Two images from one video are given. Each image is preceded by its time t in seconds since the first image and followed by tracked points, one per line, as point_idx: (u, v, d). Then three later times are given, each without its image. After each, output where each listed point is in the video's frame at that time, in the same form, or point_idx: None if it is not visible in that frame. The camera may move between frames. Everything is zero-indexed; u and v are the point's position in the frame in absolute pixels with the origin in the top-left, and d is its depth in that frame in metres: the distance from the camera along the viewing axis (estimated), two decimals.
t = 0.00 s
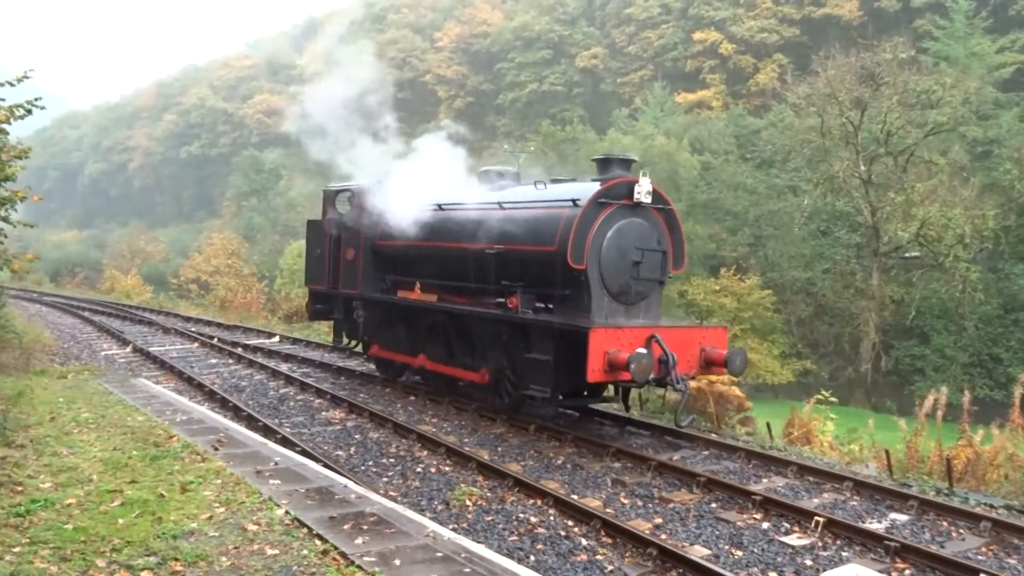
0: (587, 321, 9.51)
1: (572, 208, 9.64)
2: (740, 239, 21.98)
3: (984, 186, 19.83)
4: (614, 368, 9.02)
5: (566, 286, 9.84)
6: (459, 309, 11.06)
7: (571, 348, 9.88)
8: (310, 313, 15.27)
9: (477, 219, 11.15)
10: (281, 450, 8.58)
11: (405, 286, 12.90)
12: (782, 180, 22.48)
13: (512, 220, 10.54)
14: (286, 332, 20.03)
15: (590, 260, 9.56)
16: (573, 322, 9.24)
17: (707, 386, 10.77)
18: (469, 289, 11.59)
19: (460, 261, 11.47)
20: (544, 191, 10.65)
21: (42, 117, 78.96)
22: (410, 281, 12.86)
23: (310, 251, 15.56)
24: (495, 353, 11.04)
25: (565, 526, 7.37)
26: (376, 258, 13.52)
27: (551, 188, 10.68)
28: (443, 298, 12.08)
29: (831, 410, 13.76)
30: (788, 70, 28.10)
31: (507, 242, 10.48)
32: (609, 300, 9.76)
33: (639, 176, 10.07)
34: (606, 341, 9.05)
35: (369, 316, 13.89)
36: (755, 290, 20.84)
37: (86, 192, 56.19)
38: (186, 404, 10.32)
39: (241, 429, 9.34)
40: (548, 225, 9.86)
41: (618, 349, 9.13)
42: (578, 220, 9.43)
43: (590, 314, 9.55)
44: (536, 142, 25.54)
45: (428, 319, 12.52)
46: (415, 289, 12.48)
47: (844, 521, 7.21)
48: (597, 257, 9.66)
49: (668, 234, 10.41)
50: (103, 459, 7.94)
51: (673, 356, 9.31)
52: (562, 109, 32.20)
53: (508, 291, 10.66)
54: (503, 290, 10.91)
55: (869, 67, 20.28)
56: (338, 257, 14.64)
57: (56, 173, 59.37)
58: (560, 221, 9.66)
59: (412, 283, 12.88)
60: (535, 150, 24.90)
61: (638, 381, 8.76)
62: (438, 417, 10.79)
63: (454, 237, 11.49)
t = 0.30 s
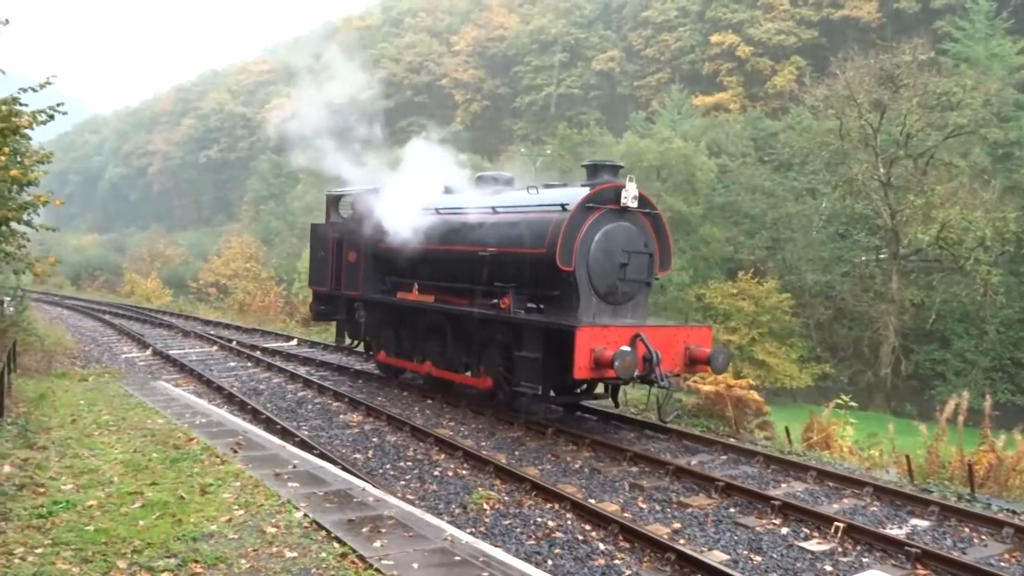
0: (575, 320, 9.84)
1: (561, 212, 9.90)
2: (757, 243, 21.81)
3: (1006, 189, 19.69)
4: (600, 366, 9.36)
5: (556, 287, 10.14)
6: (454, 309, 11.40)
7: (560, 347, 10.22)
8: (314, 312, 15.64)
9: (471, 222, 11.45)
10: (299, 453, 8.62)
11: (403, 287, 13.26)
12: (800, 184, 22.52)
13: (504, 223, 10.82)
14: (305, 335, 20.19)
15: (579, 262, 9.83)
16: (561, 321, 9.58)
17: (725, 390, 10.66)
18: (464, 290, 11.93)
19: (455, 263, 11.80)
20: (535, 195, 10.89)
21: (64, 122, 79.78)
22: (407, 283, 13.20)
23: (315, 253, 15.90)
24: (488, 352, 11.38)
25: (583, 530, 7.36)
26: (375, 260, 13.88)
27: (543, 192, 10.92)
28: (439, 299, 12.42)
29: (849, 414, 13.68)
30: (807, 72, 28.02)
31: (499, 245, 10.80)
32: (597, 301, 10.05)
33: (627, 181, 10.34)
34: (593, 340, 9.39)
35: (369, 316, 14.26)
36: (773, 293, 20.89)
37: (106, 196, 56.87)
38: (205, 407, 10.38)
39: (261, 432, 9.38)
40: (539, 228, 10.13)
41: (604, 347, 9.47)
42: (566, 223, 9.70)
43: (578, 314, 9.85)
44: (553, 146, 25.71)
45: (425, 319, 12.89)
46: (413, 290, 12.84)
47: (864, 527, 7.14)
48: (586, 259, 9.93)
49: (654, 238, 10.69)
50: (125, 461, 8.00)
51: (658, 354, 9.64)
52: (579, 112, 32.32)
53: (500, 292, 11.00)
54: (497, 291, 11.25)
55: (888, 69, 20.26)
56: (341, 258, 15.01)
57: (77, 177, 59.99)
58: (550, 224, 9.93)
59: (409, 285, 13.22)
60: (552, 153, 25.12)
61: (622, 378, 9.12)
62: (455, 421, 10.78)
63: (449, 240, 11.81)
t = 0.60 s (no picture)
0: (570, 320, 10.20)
1: (556, 216, 10.25)
2: (780, 246, 22.12)
3: None
4: (592, 364, 9.70)
5: (552, 288, 10.50)
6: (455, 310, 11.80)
7: (555, 346, 10.58)
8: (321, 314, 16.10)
9: (472, 226, 11.86)
10: (323, 456, 8.65)
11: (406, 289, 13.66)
12: (823, 187, 22.38)
13: (503, 227, 11.21)
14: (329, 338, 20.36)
15: (574, 264, 10.17)
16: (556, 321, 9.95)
17: (749, 395, 10.57)
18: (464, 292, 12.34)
19: (457, 265, 12.22)
20: (532, 200, 11.26)
21: (91, 126, 80.45)
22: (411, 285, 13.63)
23: (324, 257, 16.36)
24: (487, 351, 11.78)
25: (606, 535, 7.33)
26: (380, 262, 14.31)
27: (540, 197, 11.29)
28: (442, 300, 12.82)
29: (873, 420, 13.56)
30: (830, 74, 27.90)
31: (498, 247, 11.20)
32: (591, 302, 10.38)
33: (620, 187, 10.68)
34: (586, 339, 9.72)
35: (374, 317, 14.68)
36: (796, 297, 20.87)
37: (132, 201, 57.67)
38: (229, 410, 10.46)
39: (284, 435, 9.43)
40: (535, 231, 10.49)
41: (597, 346, 9.80)
42: (561, 227, 10.05)
43: (573, 314, 10.21)
44: (575, 149, 25.86)
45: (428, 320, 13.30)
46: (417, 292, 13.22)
47: (891, 534, 7.06)
48: (580, 262, 10.28)
49: (647, 241, 11.03)
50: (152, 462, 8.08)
51: (648, 353, 9.98)
52: (600, 116, 32.55)
53: (500, 293, 11.38)
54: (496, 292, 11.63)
55: (912, 71, 20.15)
56: (349, 260, 15.48)
57: (103, 182, 60.63)
58: (546, 228, 10.28)
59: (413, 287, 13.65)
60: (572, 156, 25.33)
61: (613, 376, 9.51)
62: (477, 424, 10.78)
63: (453, 243, 12.19)
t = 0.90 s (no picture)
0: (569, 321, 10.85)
1: (557, 222, 10.95)
2: (807, 249, 22.19)
3: None
4: (591, 362, 10.37)
5: (553, 291, 11.15)
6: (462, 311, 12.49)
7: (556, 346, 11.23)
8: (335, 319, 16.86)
9: (479, 232, 12.57)
10: (351, 459, 8.69)
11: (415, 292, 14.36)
12: (851, 190, 22.39)
13: (508, 233, 11.92)
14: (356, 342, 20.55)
15: (574, 267, 10.86)
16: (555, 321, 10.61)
17: (776, 399, 10.48)
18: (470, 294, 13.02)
19: (464, 270, 12.93)
20: (536, 206, 11.97)
21: (121, 133, 81.67)
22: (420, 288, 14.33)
23: (338, 261, 17.08)
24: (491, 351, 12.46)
25: (633, 540, 7.29)
26: (391, 268, 15.07)
27: (543, 203, 12.00)
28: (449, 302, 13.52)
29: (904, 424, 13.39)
30: (857, 75, 27.74)
31: (503, 251, 11.91)
32: (591, 303, 11.04)
33: (619, 193, 11.36)
34: (585, 339, 10.38)
35: (387, 318, 15.43)
36: (824, 301, 20.79)
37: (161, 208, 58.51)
38: (257, 414, 10.55)
39: (312, 439, 9.48)
40: (538, 236, 11.20)
41: (595, 345, 10.46)
42: (561, 232, 10.76)
43: (572, 316, 10.87)
44: (599, 153, 25.96)
45: (437, 320, 13.98)
46: (426, 295, 13.92)
47: (924, 540, 6.96)
48: (580, 264, 10.95)
49: (645, 245, 11.69)
50: (184, 466, 8.13)
51: (646, 352, 10.60)
52: (625, 120, 32.85)
53: (503, 295, 12.05)
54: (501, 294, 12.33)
55: (941, 71, 19.91)
56: (360, 264, 16.21)
57: (132, 190, 61.40)
58: (546, 232, 11.00)
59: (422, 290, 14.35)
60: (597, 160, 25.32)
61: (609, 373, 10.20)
62: (503, 429, 10.78)
63: (463, 249, 12.93)
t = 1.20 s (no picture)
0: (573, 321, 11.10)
1: (562, 225, 11.22)
2: (839, 252, 21.91)
3: None
4: (594, 360, 10.59)
5: (558, 292, 11.41)
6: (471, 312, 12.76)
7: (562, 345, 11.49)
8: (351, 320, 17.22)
9: (488, 235, 12.85)
10: (382, 461, 8.75)
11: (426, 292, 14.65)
12: (883, 192, 22.42)
13: (515, 235, 12.18)
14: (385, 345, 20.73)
15: (578, 269, 11.12)
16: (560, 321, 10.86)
17: (807, 403, 10.39)
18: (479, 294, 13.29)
19: (473, 272, 13.20)
20: (542, 209, 12.24)
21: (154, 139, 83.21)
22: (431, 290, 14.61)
23: (357, 264, 17.32)
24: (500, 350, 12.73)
25: (664, 544, 7.23)
26: (403, 271, 15.37)
27: (549, 207, 12.27)
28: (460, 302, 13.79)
29: (940, 429, 13.22)
30: (888, 76, 27.69)
31: (511, 253, 12.18)
32: (595, 303, 11.29)
33: (622, 197, 11.62)
34: (589, 338, 10.59)
35: (403, 320, 15.70)
36: (856, 303, 20.85)
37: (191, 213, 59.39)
38: (288, 416, 10.63)
39: (342, 441, 9.55)
40: (544, 239, 11.46)
41: (599, 344, 10.67)
42: (566, 234, 11.02)
43: (576, 315, 11.13)
44: (626, 155, 26.24)
45: (448, 320, 14.27)
46: (437, 295, 14.20)
47: (961, 547, 6.85)
48: (585, 266, 11.21)
49: (649, 248, 11.93)
50: (214, 467, 8.23)
51: (648, 351, 10.85)
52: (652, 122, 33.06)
53: (511, 296, 12.30)
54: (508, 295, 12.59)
55: (974, 70, 19.70)
56: (377, 267, 16.47)
57: (164, 195, 62.29)
58: (552, 235, 11.26)
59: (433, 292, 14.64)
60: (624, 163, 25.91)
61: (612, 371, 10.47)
62: (532, 431, 10.77)
63: (472, 251, 13.21)
